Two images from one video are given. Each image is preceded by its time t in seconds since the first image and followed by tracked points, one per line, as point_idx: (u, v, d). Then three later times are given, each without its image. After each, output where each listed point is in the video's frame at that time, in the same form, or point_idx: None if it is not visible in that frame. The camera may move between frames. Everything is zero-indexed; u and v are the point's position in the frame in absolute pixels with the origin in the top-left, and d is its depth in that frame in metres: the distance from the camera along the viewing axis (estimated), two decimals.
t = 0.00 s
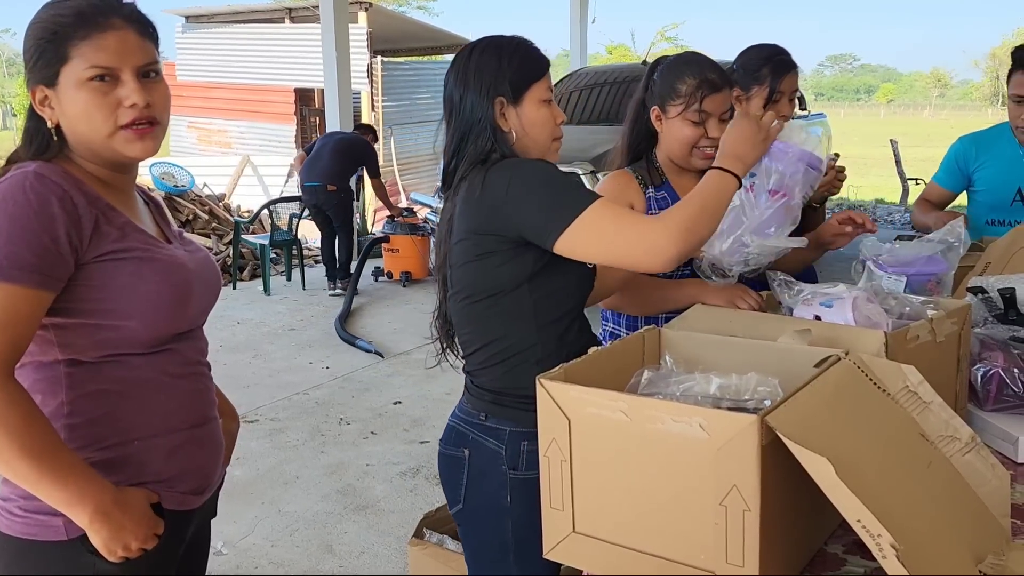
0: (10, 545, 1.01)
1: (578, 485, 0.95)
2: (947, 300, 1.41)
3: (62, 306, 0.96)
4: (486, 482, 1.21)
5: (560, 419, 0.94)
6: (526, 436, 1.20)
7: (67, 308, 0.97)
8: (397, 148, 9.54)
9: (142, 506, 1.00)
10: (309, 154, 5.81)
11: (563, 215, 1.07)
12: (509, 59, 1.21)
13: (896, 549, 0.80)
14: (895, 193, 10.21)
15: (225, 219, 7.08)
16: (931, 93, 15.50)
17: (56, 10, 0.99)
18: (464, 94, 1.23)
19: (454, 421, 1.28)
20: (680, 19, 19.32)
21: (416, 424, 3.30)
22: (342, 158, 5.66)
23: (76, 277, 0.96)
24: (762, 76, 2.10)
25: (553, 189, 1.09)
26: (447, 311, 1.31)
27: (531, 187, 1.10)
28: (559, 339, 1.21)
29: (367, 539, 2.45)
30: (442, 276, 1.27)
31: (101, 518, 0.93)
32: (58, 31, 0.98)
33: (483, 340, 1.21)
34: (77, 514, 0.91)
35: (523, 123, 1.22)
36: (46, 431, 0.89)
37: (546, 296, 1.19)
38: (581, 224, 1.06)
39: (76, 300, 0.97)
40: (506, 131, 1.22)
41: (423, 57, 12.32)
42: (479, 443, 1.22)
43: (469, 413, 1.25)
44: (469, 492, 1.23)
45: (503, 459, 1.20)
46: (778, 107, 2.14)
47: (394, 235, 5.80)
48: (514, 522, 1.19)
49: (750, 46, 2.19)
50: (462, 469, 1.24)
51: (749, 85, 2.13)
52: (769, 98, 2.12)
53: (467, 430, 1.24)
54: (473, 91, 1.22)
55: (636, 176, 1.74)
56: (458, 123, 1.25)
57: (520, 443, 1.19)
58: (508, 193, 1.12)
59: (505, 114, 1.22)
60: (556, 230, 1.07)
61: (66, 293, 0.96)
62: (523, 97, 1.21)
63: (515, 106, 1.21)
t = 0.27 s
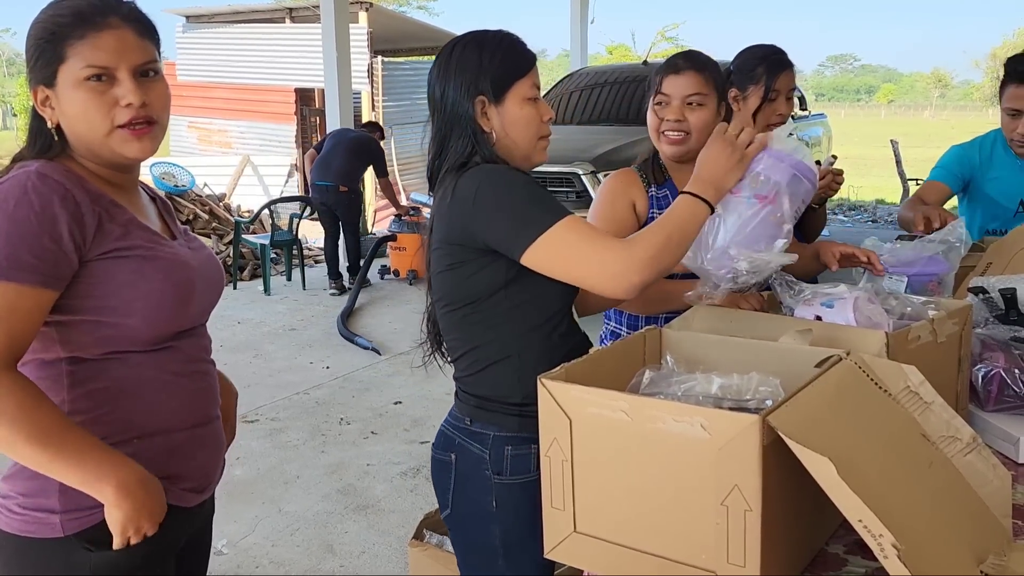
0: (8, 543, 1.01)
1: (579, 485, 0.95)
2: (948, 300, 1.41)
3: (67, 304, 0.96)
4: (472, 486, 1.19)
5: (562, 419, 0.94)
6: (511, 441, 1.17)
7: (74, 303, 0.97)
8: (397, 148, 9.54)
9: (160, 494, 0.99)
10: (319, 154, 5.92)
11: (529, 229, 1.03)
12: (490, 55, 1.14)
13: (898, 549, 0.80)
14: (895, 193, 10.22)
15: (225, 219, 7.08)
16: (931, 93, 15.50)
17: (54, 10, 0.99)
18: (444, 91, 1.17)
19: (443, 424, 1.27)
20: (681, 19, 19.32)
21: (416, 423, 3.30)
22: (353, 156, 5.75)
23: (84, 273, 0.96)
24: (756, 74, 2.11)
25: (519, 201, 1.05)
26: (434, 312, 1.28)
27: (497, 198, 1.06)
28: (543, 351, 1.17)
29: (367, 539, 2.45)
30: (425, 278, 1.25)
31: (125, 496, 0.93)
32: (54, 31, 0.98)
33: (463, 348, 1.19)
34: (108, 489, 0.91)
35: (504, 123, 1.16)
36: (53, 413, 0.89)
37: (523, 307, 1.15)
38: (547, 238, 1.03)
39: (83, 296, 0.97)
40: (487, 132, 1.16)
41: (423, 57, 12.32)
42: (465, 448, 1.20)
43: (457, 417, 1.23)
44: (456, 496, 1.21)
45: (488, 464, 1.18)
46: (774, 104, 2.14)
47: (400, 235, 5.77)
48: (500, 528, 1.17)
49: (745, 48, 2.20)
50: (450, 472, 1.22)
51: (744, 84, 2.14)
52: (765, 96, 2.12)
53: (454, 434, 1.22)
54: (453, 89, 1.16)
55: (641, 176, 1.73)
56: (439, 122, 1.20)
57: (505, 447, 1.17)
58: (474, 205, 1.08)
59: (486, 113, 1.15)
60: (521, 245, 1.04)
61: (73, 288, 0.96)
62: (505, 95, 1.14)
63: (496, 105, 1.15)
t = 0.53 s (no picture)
0: (12, 541, 1.01)
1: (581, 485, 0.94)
2: (951, 302, 1.40)
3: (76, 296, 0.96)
4: (468, 489, 1.19)
5: (565, 420, 0.94)
6: (506, 444, 1.16)
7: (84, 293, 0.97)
8: (399, 148, 9.54)
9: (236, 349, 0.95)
10: (329, 155, 6.05)
11: (506, 242, 1.02)
12: (485, 57, 1.14)
13: (902, 550, 0.80)
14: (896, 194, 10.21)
15: (227, 219, 7.08)
16: (933, 94, 15.49)
17: (57, 8, 0.99)
18: (440, 91, 1.17)
19: (441, 426, 1.26)
20: (682, 19, 19.29)
21: (418, 424, 3.30)
22: (361, 156, 5.90)
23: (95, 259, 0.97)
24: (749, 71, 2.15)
25: (501, 212, 1.04)
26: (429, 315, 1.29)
27: (480, 207, 1.05)
28: (529, 359, 1.16)
29: (369, 539, 2.45)
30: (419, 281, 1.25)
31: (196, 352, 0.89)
32: (57, 29, 0.98)
33: (455, 353, 1.20)
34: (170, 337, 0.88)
35: (498, 125, 1.15)
36: (79, 345, 0.88)
37: (511, 315, 1.14)
38: (525, 253, 1.01)
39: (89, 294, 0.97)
40: (480, 133, 1.16)
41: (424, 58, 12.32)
42: (461, 451, 1.20)
43: (454, 420, 1.23)
44: (454, 498, 1.21)
45: (483, 467, 1.17)
46: (771, 99, 2.13)
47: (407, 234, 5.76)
48: (496, 531, 1.16)
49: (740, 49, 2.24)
50: (446, 475, 1.22)
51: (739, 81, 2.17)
52: (759, 91, 2.14)
53: (451, 437, 1.22)
54: (449, 88, 1.16)
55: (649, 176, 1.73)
56: (435, 122, 1.20)
57: (500, 450, 1.16)
58: (457, 214, 1.08)
59: (480, 114, 1.15)
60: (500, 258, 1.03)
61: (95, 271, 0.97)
62: (500, 98, 1.14)
63: (490, 106, 1.14)
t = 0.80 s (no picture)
0: (21, 542, 1.02)
1: (586, 485, 0.95)
2: (955, 303, 1.41)
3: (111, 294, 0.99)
4: (472, 490, 1.20)
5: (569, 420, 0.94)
6: (511, 445, 1.17)
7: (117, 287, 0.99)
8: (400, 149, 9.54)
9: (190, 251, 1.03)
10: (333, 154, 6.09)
11: (496, 256, 1.02)
12: (493, 58, 1.14)
13: (906, 550, 0.80)
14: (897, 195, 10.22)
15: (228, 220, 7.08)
16: (934, 95, 15.48)
17: (92, 4, 1.00)
18: (447, 92, 1.18)
19: (445, 428, 1.27)
20: (683, 20, 19.29)
21: (421, 424, 3.30)
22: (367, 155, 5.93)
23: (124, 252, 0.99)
24: (752, 71, 2.16)
25: (497, 223, 1.03)
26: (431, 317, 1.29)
27: (473, 218, 1.05)
28: (530, 366, 1.16)
29: (372, 539, 2.45)
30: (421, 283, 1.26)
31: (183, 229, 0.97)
32: (94, 23, 0.98)
33: (457, 356, 1.21)
34: (147, 225, 0.96)
35: (503, 127, 1.16)
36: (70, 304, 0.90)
37: (509, 323, 1.14)
38: (518, 268, 1.01)
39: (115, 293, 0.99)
40: (486, 135, 1.17)
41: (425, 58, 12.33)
42: (465, 452, 1.20)
43: (458, 421, 1.23)
44: (457, 499, 1.21)
45: (487, 469, 1.17)
46: (772, 98, 2.14)
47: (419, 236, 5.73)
48: (500, 532, 1.17)
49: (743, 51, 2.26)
50: (450, 477, 1.23)
51: (742, 81, 2.18)
52: (761, 90, 2.14)
53: (455, 438, 1.23)
54: (456, 89, 1.17)
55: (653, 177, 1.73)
56: (441, 121, 1.21)
57: (505, 451, 1.17)
58: (455, 222, 1.08)
59: (486, 116, 1.16)
60: (492, 270, 1.03)
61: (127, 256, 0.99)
62: (507, 101, 1.14)
63: (496, 109, 1.15)
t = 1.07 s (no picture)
0: (27, 541, 1.02)
1: (590, 484, 0.95)
2: (958, 304, 1.41)
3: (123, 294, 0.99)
4: (474, 492, 1.20)
5: (573, 419, 0.94)
6: (515, 448, 1.16)
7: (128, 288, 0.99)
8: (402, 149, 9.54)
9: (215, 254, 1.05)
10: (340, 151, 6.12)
11: (494, 262, 1.02)
12: (499, 60, 1.14)
13: (910, 551, 0.80)
14: (898, 197, 10.22)
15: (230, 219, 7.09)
16: (935, 97, 15.46)
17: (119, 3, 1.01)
18: (453, 94, 1.18)
19: (450, 429, 1.27)
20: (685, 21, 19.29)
21: (422, 424, 3.30)
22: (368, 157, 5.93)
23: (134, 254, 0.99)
24: (760, 72, 2.17)
25: (497, 227, 1.03)
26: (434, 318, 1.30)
27: (473, 221, 1.05)
28: (534, 371, 1.16)
29: (374, 539, 2.45)
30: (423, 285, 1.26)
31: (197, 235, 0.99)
32: (127, 20, 1.00)
33: (461, 359, 1.20)
34: (164, 229, 0.98)
35: (508, 130, 1.16)
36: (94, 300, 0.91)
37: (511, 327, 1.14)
38: (517, 273, 1.01)
39: (127, 292, 0.99)
40: (491, 137, 1.16)
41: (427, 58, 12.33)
42: (469, 453, 1.20)
43: (462, 423, 1.23)
44: (460, 501, 1.21)
45: (491, 471, 1.17)
46: (779, 100, 2.14)
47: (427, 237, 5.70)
48: (502, 534, 1.17)
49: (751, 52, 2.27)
50: (453, 479, 1.22)
51: (749, 82, 2.19)
52: (768, 91, 2.14)
53: (459, 439, 1.23)
54: (462, 89, 1.16)
55: (652, 179, 1.74)
56: (446, 121, 1.20)
57: (508, 454, 1.17)
58: (456, 225, 1.07)
59: (491, 117, 1.16)
60: (491, 273, 1.02)
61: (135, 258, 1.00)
62: (512, 104, 1.14)
63: (502, 111, 1.15)
